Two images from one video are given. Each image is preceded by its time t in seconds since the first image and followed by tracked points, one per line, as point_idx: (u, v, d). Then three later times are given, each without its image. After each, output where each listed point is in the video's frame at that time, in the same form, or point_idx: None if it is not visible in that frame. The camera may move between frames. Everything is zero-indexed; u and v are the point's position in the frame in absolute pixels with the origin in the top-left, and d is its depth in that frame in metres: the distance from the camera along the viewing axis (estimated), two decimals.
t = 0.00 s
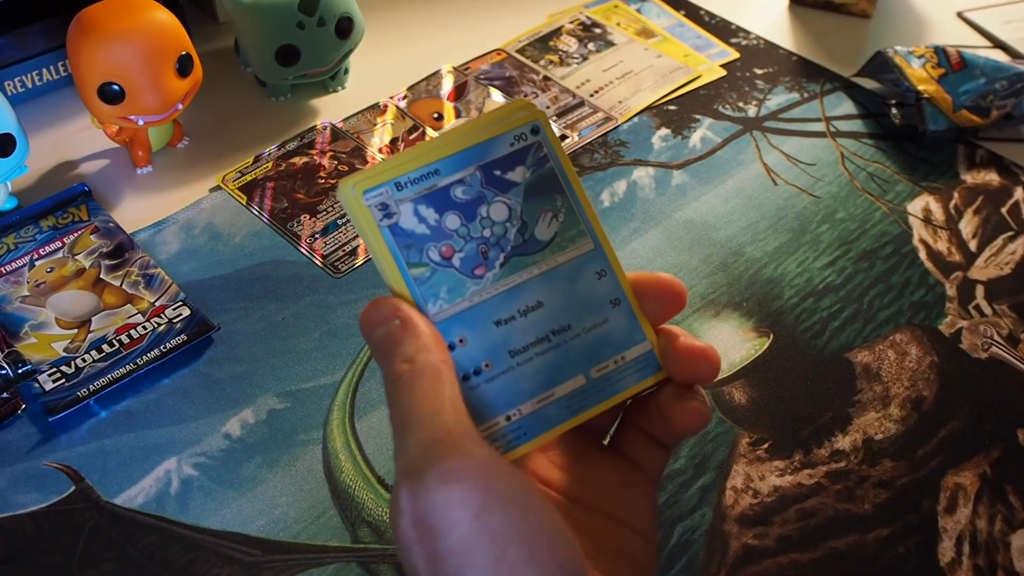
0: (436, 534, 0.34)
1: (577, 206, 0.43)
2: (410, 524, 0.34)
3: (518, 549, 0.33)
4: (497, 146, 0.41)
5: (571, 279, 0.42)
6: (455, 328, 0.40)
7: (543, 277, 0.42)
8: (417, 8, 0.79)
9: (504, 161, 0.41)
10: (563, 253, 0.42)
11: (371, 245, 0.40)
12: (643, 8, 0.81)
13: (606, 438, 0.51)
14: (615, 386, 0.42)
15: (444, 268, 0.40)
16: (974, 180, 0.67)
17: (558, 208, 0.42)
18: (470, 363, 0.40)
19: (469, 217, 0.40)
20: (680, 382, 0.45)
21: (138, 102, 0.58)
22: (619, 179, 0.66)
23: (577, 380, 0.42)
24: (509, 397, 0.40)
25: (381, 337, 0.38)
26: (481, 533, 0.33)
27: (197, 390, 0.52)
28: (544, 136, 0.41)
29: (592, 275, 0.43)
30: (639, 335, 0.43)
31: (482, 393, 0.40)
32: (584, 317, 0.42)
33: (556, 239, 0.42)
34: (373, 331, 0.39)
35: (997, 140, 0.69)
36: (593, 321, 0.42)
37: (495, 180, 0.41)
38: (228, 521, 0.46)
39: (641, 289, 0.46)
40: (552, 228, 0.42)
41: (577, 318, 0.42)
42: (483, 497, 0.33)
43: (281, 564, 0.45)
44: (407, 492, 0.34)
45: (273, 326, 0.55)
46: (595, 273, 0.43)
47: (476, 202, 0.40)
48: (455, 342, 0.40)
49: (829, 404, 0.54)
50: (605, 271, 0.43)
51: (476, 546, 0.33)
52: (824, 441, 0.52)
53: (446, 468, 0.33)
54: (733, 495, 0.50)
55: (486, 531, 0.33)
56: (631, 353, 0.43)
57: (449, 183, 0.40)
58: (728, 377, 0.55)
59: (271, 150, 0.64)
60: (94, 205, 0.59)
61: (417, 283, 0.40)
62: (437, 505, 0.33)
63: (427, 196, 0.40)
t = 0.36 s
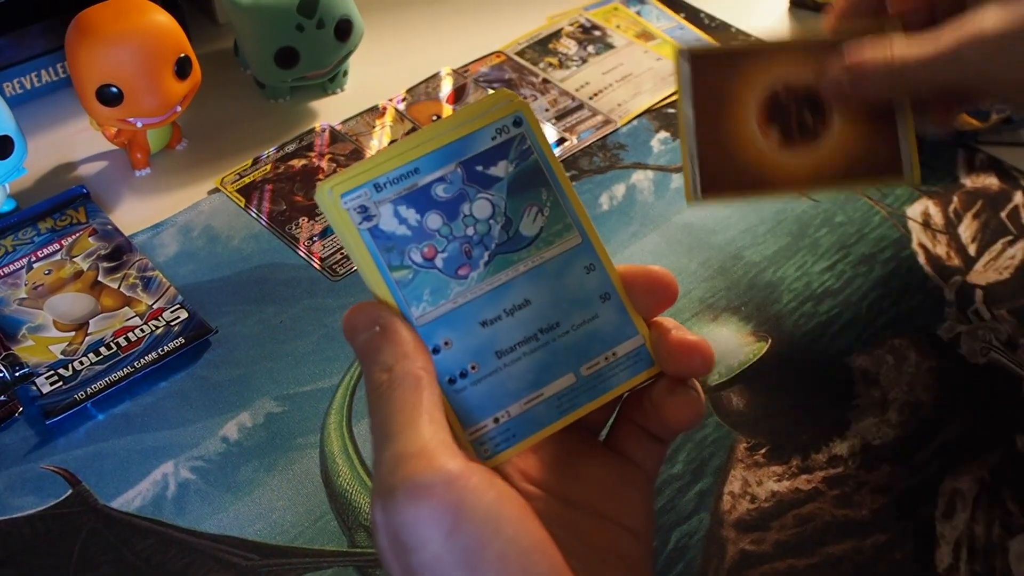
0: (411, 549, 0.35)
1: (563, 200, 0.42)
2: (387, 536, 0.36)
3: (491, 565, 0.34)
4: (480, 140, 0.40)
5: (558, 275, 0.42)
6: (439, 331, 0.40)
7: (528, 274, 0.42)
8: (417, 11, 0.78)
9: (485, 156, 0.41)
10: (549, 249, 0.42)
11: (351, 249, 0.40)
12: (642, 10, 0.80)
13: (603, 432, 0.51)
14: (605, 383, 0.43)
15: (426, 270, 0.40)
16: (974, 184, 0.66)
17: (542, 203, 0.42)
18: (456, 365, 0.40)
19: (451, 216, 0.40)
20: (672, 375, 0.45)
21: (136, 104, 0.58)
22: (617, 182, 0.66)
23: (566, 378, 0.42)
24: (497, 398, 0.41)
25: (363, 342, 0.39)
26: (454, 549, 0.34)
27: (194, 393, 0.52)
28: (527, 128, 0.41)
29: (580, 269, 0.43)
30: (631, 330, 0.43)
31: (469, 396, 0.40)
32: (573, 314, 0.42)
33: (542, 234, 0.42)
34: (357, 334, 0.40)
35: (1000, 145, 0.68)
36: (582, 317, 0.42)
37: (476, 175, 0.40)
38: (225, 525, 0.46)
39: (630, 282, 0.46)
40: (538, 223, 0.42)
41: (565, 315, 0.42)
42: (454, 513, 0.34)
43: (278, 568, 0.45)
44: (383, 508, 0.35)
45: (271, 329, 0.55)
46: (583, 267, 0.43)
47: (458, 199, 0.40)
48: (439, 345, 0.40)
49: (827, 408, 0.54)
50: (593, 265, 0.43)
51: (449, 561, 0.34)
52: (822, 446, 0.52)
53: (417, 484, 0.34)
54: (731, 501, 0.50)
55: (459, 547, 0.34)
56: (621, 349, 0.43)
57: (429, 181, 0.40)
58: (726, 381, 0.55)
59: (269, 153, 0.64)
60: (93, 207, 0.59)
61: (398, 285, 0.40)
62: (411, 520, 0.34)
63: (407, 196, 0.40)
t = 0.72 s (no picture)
0: (400, 555, 0.34)
1: (557, 196, 0.42)
2: (379, 543, 0.35)
3: (483, 569, 0.33)
4: (473, 136, 0.40)
5: (554, 272, 0.42)
6: (433, 330, 0.40)
7: (523, 270, 0.41)
8: (417, 10, 0.78)
9: (479, 151, 0.40)
10: (544, 245, 0.42)
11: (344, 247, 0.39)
12: (644, 10, 0.80)
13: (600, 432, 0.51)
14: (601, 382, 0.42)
15: (421, 267, 0.40)
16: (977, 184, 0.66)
17: (537, 199, 0.42)
18: (451, 363, 0.40)
19: (445, 212, 0.40)
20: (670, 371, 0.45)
21: (136, 102, 0.57)
22: (618, 182, 0.66)
23: (562, 376, 0.42)
24: (493, 397, 0.41)
25: (356, 342, 0.39)
26: (445, 554, 0.33)
27: (193, 392, 0.52)
28: (521, 124, 0.41)
29: (576, 266, 0.42)
30: (628, 326, 0.43)
31: (465, 395, 0.40)
32: (569, 311, 0.42)
33: (536, 230, 0.42)
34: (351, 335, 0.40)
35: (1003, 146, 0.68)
36: (579, 314, 0.42)
37: (469, 171, 0.40)
38: (224, 525, 0.46)
39: (629, 279, 0.45)
40: (532, 220, 0.42)
41: (561, 312, 0.42)
42: (445, 516, 0.33)
43: (276, 569, 0.45)
44: (373, 512, 0.34)
45: (272, 328, 0.55)
46: (579, 263, 0.42)
47: (451, 196, 0.40)
48: (433, 344, 0.40)
49: (828, 409, 0.54)
50: (589, 261, 0.43)
51: (441, 568, 0.33)
52: (824, 448, 0.52)
53: (408, 488, 0.33)
54: (732, 502, 0.50)
55: (450, 552, 0.33)
56: (618, 347, 0.43)
57: (423, 177, 0.39)
58: (727, 382, 0.55)
59: (270, 151, 0.64)
60: (92, 206, 0.59)
61: (391, 283, 0.40)
62: (400, 526, 0.33)
63: (400, 193, 0.39)
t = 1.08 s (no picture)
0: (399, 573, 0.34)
1: (559, 201, 0.41)
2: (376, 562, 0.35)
3: None
4: (471, 141, 0.39)
5: (555, 280, 0.41)
6: (432, 340, 0.39)
7: (524, 279, 0.40)
8: (419, 10, 0.77)
9: (478, 157, 0.39)
10: (546, 252, 0.41)
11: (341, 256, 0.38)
12: (647, 10, 0.79)
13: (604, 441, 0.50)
14: (604, 392, 0.42)
15: (419, 277, 0.39)
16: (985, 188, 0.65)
17: (538, 204, 0.41)
18: (451, 375, 0.39)
19: (443, 220, 0.39)
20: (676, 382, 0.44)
21: (134, 103, 0.57)
22: (622, 184, 0.65)
23: (564, 387, 0.41)
24: (493, 409, 0.40)
25: (355, 354, 0.38)
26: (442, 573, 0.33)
27: (191, 398, 0.51)
28: (520, 127, 0.40)
29: (578, 273, 0.41)
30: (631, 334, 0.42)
31: (464, 408, 0.40)
32: (571, 320, 0.41)
33: (537, 238, 0.41)
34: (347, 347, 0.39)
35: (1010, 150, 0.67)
36: (582, 323, 0.41)
37: (467, 177, 0.39)
38: (223, 535, 0.45)
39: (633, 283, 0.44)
40: (533, 226, 0.41)
41: (563, 320, 0.41)
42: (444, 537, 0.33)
43: None
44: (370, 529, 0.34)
45: (270, 333, 0.54)
46: (581, 270, 0.41)
47: (450, 203, 0.39)
48: (433, 355, 0.39)
49: (836, 417, 0.53)
50: (591, 268, 0.42)
51: None
52: (831, 456, 0.51)
53: (405, 508, 0.33)
54: (738, 512, 0.49)
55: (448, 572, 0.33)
56: (620, 356, 0.42)
57: (420, 185, 0.38)
58: (733, 389, 0.54)
59: (269, 153, 0.63)
60: (89, 208, 0.58)
61: (389, 293, 0.39)
62: (399, 545, 0.33)
63: (397, 201, 0.38)
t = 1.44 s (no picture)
0: None
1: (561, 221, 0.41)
2: None
3: None
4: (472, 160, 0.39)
5: (558, 299, 0.41)
6: (432, 362, 0.39)
7: (527, 298, 0.40)
8: (419, 10, 0.76)
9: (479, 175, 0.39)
10: (548, 272, 0.41)
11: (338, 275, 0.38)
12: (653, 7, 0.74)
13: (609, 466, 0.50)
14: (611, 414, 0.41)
15: (418, 297, 0.39)
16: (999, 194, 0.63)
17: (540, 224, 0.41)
18: (451, 399, 0.39)
19: (443, 239, 0.39)
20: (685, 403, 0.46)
21: (124, 106, 0.55)
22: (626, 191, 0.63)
23: (569, 408, 0.41)
24: (496, 432, 0.40)
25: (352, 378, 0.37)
26: None
27: (182, 412, 0.49)
28: (522, 144, 0.40)
29: (582, 291, 0.41)
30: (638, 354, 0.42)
31: (467, 431, 0.39)
32: (577, 340, 0.41)
33: (539, 257, 0.41)
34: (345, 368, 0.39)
35: None
36: (586, 343, 0.41)
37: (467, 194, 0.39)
38: (213, 555, 0.44)
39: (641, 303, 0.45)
40: (535, 245, 0.41)
41: (567, 340, 0.41)
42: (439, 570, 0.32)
43: None
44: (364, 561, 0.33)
45: (264, 344, 0.52)
46: (585, 289, 0.41)
47: (450, 222, 0.39)
48: (433, 377, 0.39)
49: (846, 433, 0.51)
50: (595, 287, 0.42)
51: None
52: (841, 474, 0.49)
53: (399, 540, 0.32)
54: (746, 531, 0.47)
55: None
56: (626, 377, 0.42)
57: (419, 203, 0.38)
58: (739, 404, 0.53)
59: (264, 157, 0.62)
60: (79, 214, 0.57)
61: (387, 313, 0.38)
62: None
63: (396, 220, 0.38)
